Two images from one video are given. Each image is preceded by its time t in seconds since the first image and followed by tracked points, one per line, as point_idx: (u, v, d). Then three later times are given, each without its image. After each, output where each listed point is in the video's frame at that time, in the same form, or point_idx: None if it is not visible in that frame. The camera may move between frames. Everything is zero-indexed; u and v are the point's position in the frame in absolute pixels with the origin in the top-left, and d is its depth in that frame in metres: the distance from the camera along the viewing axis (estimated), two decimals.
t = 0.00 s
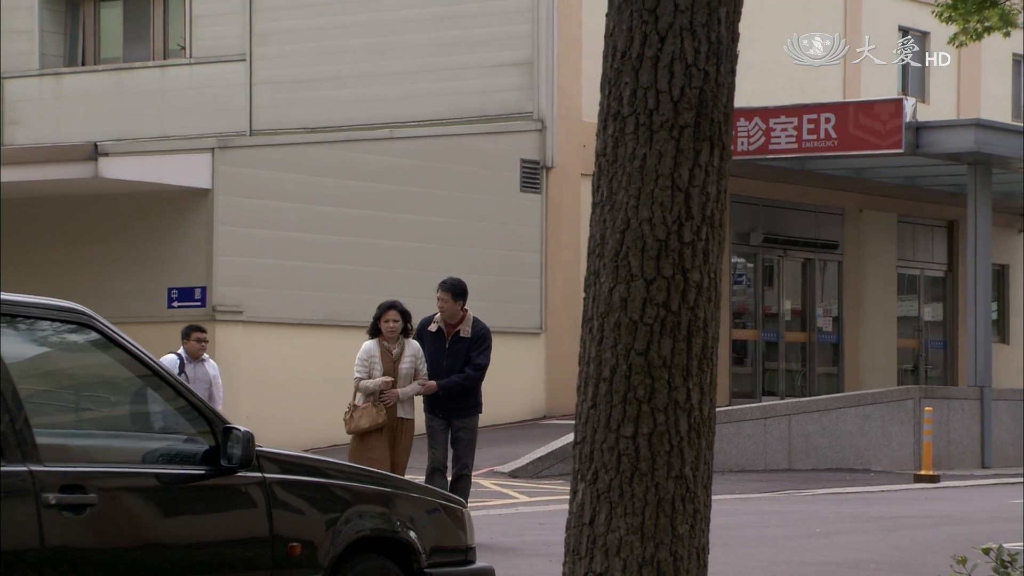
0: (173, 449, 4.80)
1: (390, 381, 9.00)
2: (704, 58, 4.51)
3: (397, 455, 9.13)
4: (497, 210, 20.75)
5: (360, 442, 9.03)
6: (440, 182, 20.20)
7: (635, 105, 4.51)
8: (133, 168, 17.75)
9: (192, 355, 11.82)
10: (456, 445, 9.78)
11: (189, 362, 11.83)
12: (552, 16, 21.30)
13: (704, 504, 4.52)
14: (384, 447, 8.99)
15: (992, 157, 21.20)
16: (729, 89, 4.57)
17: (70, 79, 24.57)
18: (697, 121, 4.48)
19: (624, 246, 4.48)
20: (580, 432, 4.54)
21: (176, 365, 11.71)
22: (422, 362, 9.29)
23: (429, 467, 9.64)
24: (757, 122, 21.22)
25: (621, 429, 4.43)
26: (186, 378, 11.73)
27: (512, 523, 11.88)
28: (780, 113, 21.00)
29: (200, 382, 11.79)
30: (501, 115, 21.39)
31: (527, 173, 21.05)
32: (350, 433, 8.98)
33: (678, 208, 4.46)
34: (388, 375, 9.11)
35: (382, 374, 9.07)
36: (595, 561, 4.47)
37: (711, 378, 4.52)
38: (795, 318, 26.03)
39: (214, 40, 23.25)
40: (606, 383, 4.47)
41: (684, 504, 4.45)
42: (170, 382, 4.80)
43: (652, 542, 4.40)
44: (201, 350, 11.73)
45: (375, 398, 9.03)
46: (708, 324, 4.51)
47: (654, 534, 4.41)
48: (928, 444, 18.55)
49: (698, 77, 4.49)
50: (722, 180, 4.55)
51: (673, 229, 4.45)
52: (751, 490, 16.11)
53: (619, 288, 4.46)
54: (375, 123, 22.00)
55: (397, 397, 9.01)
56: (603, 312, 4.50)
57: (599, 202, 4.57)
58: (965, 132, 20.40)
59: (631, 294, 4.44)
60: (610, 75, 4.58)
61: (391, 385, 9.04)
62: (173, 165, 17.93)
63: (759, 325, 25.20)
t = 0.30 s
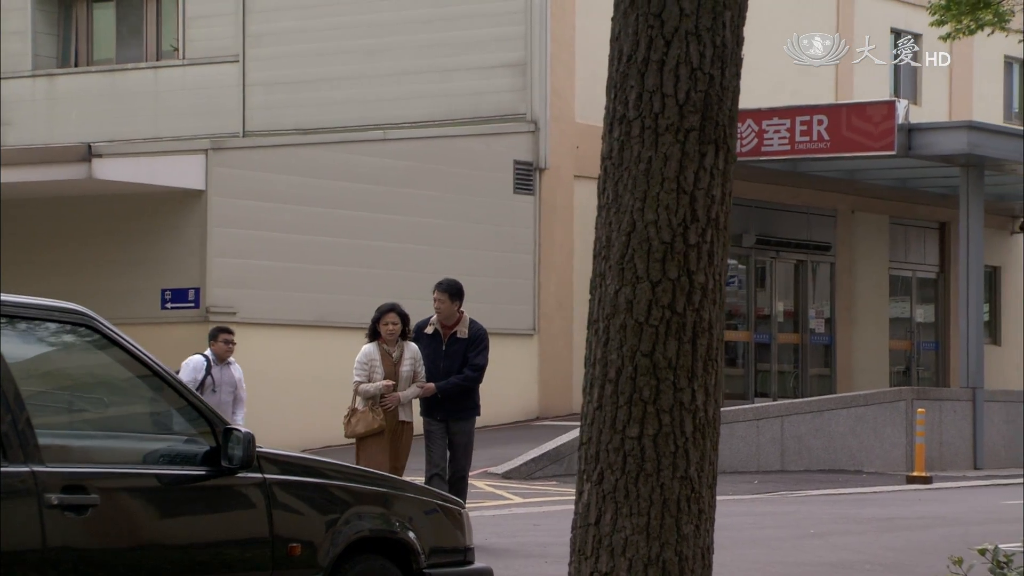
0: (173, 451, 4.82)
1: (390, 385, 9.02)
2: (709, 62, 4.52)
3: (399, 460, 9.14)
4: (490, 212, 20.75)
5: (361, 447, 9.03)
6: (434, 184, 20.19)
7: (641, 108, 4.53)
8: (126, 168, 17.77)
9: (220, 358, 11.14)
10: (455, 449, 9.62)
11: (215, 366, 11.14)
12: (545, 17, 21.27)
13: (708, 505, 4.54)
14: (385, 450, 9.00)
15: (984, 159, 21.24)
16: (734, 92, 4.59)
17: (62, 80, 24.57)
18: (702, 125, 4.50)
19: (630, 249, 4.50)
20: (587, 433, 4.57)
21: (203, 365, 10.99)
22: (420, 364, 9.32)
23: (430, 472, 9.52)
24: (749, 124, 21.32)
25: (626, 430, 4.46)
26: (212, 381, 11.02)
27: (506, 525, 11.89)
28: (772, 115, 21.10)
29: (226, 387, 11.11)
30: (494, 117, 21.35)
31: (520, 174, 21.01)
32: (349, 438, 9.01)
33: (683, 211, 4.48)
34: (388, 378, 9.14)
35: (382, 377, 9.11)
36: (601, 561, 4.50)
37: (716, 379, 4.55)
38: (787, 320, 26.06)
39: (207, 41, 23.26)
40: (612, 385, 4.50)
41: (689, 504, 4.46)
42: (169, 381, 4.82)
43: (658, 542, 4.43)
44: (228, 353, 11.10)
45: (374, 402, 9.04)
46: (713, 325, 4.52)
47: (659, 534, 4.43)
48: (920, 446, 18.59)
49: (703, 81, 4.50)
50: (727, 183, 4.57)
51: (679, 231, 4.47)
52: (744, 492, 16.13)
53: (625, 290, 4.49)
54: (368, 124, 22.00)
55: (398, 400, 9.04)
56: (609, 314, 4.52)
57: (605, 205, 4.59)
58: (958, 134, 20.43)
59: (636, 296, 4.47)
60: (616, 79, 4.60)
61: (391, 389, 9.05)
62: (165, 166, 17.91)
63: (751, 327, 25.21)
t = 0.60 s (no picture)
0: (172, 452, 4.83)
1: (387, 385, 9.01)
2: (713, 67, 4.54)
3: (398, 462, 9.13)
4: (483, 215, 20.72)
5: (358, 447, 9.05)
6: (426, 187, 20.18)
7: (645, 112, 4.54)
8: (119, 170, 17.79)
9: (244, 354, 10.87)
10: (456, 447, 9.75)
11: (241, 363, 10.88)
12: (537, 20, 21.25)
13: (712, 506, 4.57)
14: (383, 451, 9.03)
15: (974, 162, 21.30)
16: (737, 96, 4.61)
17: (54, 82, 24.58)
18: (706, 129, 4.52)
19: (634, 252, 4.52)
20: (590, 435, 4.60)
21: (227, 363, 10.72)
22: (417, 364, 9.31)
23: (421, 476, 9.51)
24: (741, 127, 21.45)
25: (631, 432, 4.49)
26: (237, 379, 10.74)
27: (498, 527, 11.90)
28: (763, 118, 21.27)
29: (252, 383, 10.84)
30: (486, 120, 21.30)
31: (512, 177, 20.96)
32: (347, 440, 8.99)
33: (687, 214, 4.50)
34: (385, 378, 9.12)
35: (379, 378, 9.09)
36: (605, 562, 4.53)
37: (719, 382, 4.58)
38: (779, 322, 26.08)
39: (199, 44, 23.33)
40: (616, 387, 4.53)
41: (693, 505, 4.50)
42: (166, 382, 4.83)
43: (662, 543, 4.47)
44: (253, 350, 10.85)
45: (372, 403, 9.05)
46: (717, 328, 4.55)
47: (663, 535, 4.47)
48: (912, 448, 18.63)
49: (707, 86, 4.52)
50: (730, 187, 4.60)
51: (683, 235, 4.49)
52: (736, 494, 16.16)
53: (629, 293, 4.52)
54: (360, 127, 22.01)
55: (396, 401, 9.04)
56: (613, 317, 4.55)
57: (609, 208, 4.61)
58: (948, 137, 20.44)
59: (640, 299, 4.50)
60: (620, 83, 4.61)
61: (388, 389, 9.06)
62: (160, 168, 17.97)
63: (743, 329, 25.24)
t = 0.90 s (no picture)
0: (171, 455, 4.85)
1: (387, 389, 9.00)
2: (716, 72, 4.64)
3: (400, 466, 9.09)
4: (476, 217, 20.62)
5: (358, 451, 9.04)
6: (418, 189, 20.14)
7: (649, 117, 4.65)
8: (116, 171, 18.03)
9: (265, 362, 10.32)
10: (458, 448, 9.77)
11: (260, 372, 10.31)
12: (529, 22, 21.16)
13: (715, 508, 4.67)
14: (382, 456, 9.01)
15: (966, 165, 21.35)
16: (740, 101, 4.71)
17: (46, 85, 24.59)
18: (709, 134, 4.63)
19: (638, 256, 4.63)
20: (595, 437, 4.70)
21: (249, 371, 10.17)
22: (417, 365, 9.32)
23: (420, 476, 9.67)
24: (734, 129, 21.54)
25: (635, 434, 4.59)
26: (258, 388, 10.21)
27: (492, 530, 11.91)
28: (756, 120, 21.32)
29: (273, 392, 10.30)
30: (479, 123, 21.18)
31: (504, 179, 20.84)
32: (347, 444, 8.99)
33: (690, 218, 4.60)
34: (385, 381, 9.12)
35: (379, 381, 9.07)
36: (610, 563, 4.63)
37: (722, 385, 4.68)
38: (770, 325, 26.11)
39: (190, 47, 23.33)
40: (620, 389, 4.63)
41: (696, 507, 4.60)
42: (165, 383, 4.84)
43: (665, 545, 4.56)
44: (274, 358, 10.27)
45: (372, 406, 9.02)
46: (719, 331, 4.66)
47: (667, 537, 4.57)
48: (903, 451, 18.67)
49: (710, 91, 4.63)
50: (733, 191, 4.70)
51: (686, 238, 4.60)
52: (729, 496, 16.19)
53: (634, 296, 4.62)
54: (352, 129, 22.03)
55: (396, 404, 9.03)
56: (618, 320, 4.65)
57: (613, 212, 4.72)
58: (939, 140, 20.48)
59: (644, 302, 4.60)
60: (624, 88, 4.72)
61: (388, 392, 9.05)
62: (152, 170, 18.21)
63: (735, 332, 25.26)
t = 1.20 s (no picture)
0: (171, 457, 4.86)
1: (392, 391, 9.05)
2: (720, 77, 4.66)
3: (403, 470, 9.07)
4: (469, 219, 20.61)
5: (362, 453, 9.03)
6: (411, 191, 20.12)
7: (653, 122, 4.68)
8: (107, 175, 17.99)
9: (291, 363, 10.12)
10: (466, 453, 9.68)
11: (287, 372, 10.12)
12: (522, 24, 21.13)
13: (719, 509, 4.70)
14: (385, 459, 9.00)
15: (958, 168, 21.38)
16: (743, 105, 4.74)
17: (39, 87, 24.61)
18: (713, 138, 4.65)
19: (642, 259, 4.65)
20: (599, 439, 4.73)
21: (275, 372, 9.97)
22: (426, 369, 9.32)
23: (428, 479, 9.68)
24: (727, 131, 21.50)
25: (639, 436, 4.62)
26: (284, 389, 10.00)
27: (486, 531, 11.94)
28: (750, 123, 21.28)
29: (299, 393, 10.08)
30: (472, 125, 21.22)
31: (497, 182, 20.86)
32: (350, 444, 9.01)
33: (694, 222, 4.63)
34: (390, 383, 9.14)
35: (384, 382, 9.11)
36: (614, 564, 4.66)
37: (726, 388, 4.70)
38: (762, 327, 26.16)
39: (183, 49, 23.32)
40: (624, 392, 4.65)
41: (700, 509, 4.63)
42: (164, 385, 4.84)
43: (669, 546, 4.59)
44: (300, 359, 10.10)
45: (377, 408, 9.05)
46: (723, 333, 4.68)
47: (671, 538, 4.59)
48: (895, 453, 18.70)
49: (714, 96, 4.65)
50: (737, 196, 4.72)
51: (690, 242, 4.62)
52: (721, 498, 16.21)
53: (638, 299, 4.64)
54: (345, 131, 22.04)
55: (401, 407, 9.05)
56: (622, 323, 4.67)
57: (618, 215, 4.74)
58: (931, 143, 20.52)
59: (648, 305, 4.62)
60: (628, 93, 4.74)
61: (393, 395, 9.08)
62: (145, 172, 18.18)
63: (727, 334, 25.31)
